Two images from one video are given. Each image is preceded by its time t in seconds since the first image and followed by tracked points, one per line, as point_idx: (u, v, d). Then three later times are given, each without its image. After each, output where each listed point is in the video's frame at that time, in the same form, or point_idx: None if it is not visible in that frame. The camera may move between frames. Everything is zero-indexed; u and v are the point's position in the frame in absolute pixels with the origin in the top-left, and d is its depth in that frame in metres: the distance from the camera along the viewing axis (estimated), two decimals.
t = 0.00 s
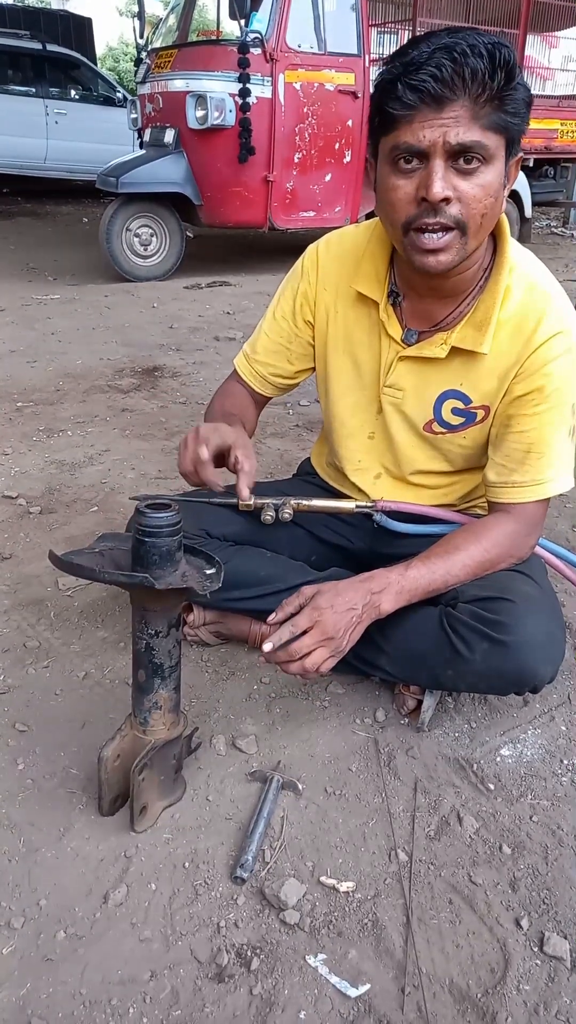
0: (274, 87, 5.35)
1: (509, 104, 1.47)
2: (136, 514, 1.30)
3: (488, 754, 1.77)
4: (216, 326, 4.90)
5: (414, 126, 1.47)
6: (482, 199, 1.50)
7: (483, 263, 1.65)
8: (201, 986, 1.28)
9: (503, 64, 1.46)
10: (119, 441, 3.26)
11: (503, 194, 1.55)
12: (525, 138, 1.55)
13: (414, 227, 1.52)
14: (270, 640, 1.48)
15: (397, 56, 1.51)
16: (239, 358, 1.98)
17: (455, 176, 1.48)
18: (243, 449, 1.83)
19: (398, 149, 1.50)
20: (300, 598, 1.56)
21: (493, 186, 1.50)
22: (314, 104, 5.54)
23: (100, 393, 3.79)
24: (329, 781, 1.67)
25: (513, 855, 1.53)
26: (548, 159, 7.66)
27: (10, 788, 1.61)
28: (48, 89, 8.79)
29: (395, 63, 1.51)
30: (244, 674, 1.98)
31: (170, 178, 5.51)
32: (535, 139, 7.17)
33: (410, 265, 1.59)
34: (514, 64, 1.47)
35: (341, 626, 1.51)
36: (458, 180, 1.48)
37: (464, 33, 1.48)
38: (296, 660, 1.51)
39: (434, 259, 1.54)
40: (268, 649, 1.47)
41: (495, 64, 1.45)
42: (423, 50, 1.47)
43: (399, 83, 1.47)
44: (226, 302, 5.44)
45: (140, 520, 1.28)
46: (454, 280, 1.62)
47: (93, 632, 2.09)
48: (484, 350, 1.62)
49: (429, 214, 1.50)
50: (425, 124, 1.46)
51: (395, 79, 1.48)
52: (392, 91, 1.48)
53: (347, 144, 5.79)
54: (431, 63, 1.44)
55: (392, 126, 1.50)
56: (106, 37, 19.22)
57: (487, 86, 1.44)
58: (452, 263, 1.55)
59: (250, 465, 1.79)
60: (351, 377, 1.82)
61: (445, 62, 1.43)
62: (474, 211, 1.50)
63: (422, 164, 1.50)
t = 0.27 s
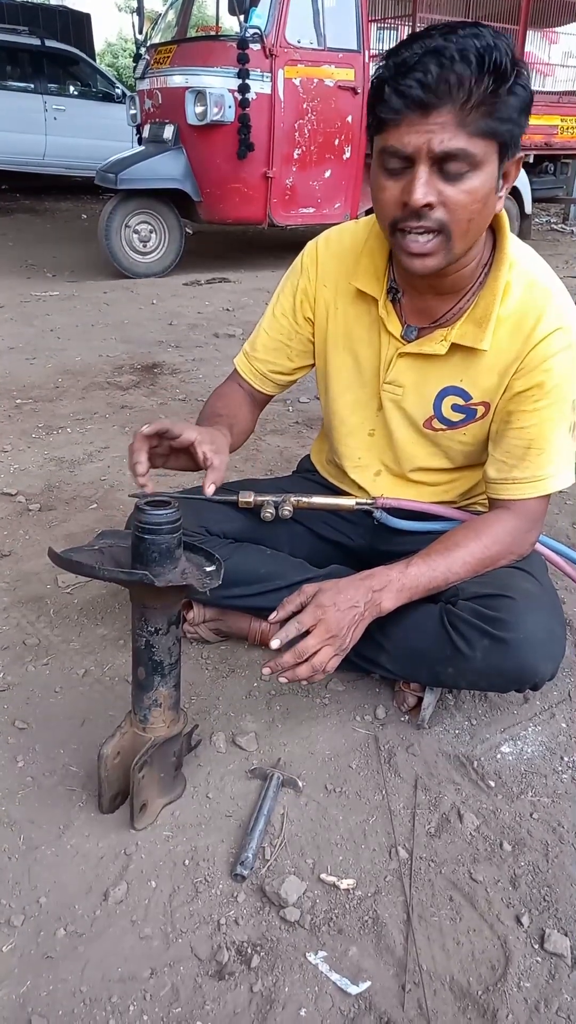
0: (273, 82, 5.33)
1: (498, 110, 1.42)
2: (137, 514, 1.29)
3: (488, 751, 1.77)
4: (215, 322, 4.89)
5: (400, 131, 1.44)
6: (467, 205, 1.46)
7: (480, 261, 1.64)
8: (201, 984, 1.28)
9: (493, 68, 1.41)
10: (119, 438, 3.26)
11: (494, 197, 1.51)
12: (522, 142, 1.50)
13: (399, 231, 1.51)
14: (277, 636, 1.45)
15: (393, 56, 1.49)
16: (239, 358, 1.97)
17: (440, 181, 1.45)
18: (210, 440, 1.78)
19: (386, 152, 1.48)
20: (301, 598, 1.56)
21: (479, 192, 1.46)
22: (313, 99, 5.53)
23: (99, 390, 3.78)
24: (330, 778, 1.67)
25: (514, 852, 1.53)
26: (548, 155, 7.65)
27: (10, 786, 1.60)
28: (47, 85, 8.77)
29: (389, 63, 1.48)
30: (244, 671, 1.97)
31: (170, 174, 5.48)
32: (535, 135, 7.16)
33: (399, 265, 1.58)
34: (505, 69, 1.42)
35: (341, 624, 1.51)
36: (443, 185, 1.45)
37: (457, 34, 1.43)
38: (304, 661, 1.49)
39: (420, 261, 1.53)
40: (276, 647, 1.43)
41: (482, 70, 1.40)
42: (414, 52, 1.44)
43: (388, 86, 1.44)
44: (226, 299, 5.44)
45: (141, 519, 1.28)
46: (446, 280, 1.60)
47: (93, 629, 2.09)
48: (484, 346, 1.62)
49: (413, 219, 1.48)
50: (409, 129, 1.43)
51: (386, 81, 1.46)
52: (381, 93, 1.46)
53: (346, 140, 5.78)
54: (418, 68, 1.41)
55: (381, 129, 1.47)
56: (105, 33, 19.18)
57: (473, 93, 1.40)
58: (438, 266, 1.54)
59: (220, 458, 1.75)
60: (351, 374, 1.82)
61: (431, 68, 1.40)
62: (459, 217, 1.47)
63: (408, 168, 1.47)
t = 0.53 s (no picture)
0: (273, 81, 5.33)
1: (498, 148, 1.41)
2: (138, 515, 1.28)
3: (488, 750, 1.77)
4: (215, 321, 4.89)
5: (399, 150, 1.42)
6: (454, 235, 1.46)
7: (479, 268, 1.63)
8: (202, 982, 1.28)
9: (499, 102, 1.39)
10: (119, 437, 3.26)
11: (486, 227, 1.50)
12: (524, 174, 1.49)
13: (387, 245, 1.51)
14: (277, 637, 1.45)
15: (408, 63, 1.44)
16: (235, 358, 1.96)
17: (431, 207, 1.43)
18: (185, 453, 1.71)
19: (385, 164, 1.45)
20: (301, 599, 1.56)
21: (468, 223, 1.45)
22: (313, 98, 5.52)
23: (99, 388, 3.78)
24: (330, 777, 1.67)
25: (514, 850, 1.53)
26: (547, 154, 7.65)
27: (10, 785, 1.60)
28: (47, 83, 8.76)
29: (404, 71, 1.44)
30: (244, 670, 1.97)
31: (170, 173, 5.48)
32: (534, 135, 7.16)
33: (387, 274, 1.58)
34: (512, 104, 1.40)
35: (342, 624, 1.51)
36: (433, 212, 1.44)
37: (473, 57, 1.39)
38: (304, 661, 1.49)
39: (403, 275, 1.54)
40: (276, 648, 1.43)
41: (487, 105, 1.38)
42: (427, 70, 1.40)
43: (396, 100, 1.41)
44: (225, 297, 5.43)
45: (143, 520, 1.27)
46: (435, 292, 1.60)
47: (93, 628, 2.09)
48: (484, 348, 1.62)
49: (399, 238, 1.47)
50: (408, 151, 1.40)
51: (396, 91, 1.42)
52: (389, 103, 1.42)
53: (346, 139, 5.78)
54: (425, 91, 1.38)
55: (382, 141, 1.44)
56: (104, 32, 19.18)
57: (475, 129, 1.38)
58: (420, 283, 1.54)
59: (200, 471, 1.70)
60: (351, 374, 1.82)
61: (437, 95, 1.36)
62: (444, 244, 1.47)
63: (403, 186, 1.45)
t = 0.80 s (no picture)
0: (277, 81, 5.33)
1: (518, 175, 1.41)
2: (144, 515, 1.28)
3: (492, 750, 1.77)
4: (219, 322, 4.89)
5: (419, 163, 1.40)
6: (461, 254, 1.47)
7: (478, 278, 1.61)
8: (207, 981, 1.28)
9: (527, 129, 1.38)
10: (123, 437, 3.26)
11: (493, 246, 1.51)
12: (538, 197, 1.49)
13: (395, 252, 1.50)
14: (281, 641, 1.46)
15: (442, 69, 1.41)
16: (237, 362, 1.96)
17: (444, 225, 1.43)
18: (184, 455, 1.71)
19: (403, 171, 1.43)
20: (306, 600, 1.56)
21: (478, 244, 1.46)
22: (316, 99, 5.53)
23: (102, 389, 3.79)
24: (334, 777, 1.67)
25: (518, 851, 1.53)
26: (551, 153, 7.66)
27: (15, 784, 1.61)
28: (50, 84, 8.77)
29: (435, 77, 1.41)
30: (248, 670, 1.98)
31: (172, 173, 5.49)
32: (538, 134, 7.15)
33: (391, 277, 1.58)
34: (538, 132, 1.39)
35: (346, 625, 1.51)
36: (445, 229, 1.44)
37: (507, 77, 1.37)
38: (309, 664, 1.49)
39: (406, 282, 1.54)
40: (280, 652, 1.44)
41: (515, 132, 1.37)
42: (460, 82, 1.37)
43: (426, 110, 1.38)
44: (229, 298, 5.44)
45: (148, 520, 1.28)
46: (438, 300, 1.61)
47: (97, 628, 2.09)
48: (486, 350, 1.62)
49: (408, 248, 1.47)
50: (429, 166, 1.39)
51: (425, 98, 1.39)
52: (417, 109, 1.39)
53: (349, 139, 5.79)
54: (456, 108, 1.35)
55: (404, 149, 1.42)
56: (108, 33, 19.20)
57: (500, 155, 1.37)
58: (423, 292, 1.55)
59: (197, 473, 1.69)
60: (353, 377, 1.82)
61: (468, 114, 1.34)
62: (451, 261, 1.48)
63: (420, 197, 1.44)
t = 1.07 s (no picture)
0: (278, 83, 5.33)
1: (532, 188, 1.42)
2: (142, 471, 1.61)
3: (494, 752, 1.77)
4: (220, 323, 4.90)
5: (436, 164, 1.40)
6: (466, 260, 1.48)
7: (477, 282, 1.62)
8: (208, 982, 1.28)
9: (546, 144, 1.39)
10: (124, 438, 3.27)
11: (497, 255, 1.52)
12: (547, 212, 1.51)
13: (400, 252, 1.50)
14: (286, 645, 1.46)
15: (467, 73, 1.40)
16: (238, 365, 1.96)
17: (454, 230, 1.44)
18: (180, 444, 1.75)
19: (417, 171, 1.43)
20: (308, 602, 1.56)
21: (483, 252, 1.47)
22: (318, 100, 5.53)
23: (104, 390, 3.79)
24: (336, 778, 1.67)
25: (520, 852, 1.53)
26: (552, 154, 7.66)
27: (17, 785, 1.61)
28: (51, 86, 8.79)
29: (461, 80, 1.40)
30: (250, 670, 1.98)
31: (173, 175, 5.50)
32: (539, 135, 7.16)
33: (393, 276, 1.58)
34: (557, 147, 1.41)
35: (349, 626, 1.51)
36: (454, 235, 1.44)
37: (533, 88, 1.37)
38: (313, 669, 1.49)
39: (408, 283, 1.55)
40: (285, 656, 1.45)
41: (535, 145, 1.38)
42: (486, 87, 1.37)
43: (450, 112, 1.37)
44: (230, 299, 5.44)
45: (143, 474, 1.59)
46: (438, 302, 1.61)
47: (99, 628, 2.10)
48: (488, 350, 1.62)
49: (414, 249, 1.48)
50: (446, 170, 1.39)
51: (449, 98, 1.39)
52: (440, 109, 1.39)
53: (350, 140, 5.79)
54: (481, 113, 1.35)
55: (423, 147, 1.41)
56: (109, 35, 19.23)
57: (519, 166, 1.38)
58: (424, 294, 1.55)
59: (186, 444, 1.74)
60: (354, 378, 1.82)
61: (492, 121, 1.34)
62: (454, 266, 1.49)
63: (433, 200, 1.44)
